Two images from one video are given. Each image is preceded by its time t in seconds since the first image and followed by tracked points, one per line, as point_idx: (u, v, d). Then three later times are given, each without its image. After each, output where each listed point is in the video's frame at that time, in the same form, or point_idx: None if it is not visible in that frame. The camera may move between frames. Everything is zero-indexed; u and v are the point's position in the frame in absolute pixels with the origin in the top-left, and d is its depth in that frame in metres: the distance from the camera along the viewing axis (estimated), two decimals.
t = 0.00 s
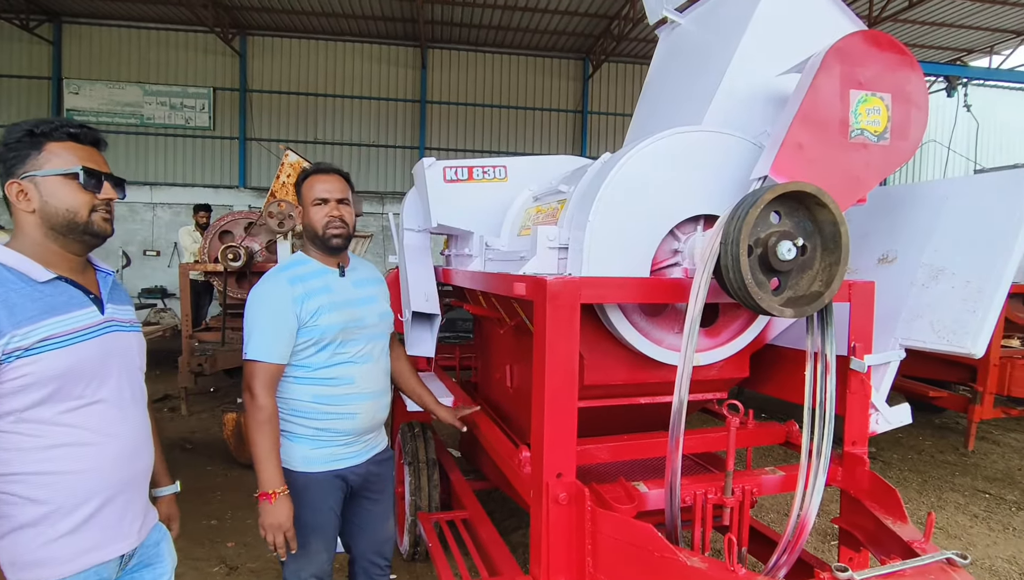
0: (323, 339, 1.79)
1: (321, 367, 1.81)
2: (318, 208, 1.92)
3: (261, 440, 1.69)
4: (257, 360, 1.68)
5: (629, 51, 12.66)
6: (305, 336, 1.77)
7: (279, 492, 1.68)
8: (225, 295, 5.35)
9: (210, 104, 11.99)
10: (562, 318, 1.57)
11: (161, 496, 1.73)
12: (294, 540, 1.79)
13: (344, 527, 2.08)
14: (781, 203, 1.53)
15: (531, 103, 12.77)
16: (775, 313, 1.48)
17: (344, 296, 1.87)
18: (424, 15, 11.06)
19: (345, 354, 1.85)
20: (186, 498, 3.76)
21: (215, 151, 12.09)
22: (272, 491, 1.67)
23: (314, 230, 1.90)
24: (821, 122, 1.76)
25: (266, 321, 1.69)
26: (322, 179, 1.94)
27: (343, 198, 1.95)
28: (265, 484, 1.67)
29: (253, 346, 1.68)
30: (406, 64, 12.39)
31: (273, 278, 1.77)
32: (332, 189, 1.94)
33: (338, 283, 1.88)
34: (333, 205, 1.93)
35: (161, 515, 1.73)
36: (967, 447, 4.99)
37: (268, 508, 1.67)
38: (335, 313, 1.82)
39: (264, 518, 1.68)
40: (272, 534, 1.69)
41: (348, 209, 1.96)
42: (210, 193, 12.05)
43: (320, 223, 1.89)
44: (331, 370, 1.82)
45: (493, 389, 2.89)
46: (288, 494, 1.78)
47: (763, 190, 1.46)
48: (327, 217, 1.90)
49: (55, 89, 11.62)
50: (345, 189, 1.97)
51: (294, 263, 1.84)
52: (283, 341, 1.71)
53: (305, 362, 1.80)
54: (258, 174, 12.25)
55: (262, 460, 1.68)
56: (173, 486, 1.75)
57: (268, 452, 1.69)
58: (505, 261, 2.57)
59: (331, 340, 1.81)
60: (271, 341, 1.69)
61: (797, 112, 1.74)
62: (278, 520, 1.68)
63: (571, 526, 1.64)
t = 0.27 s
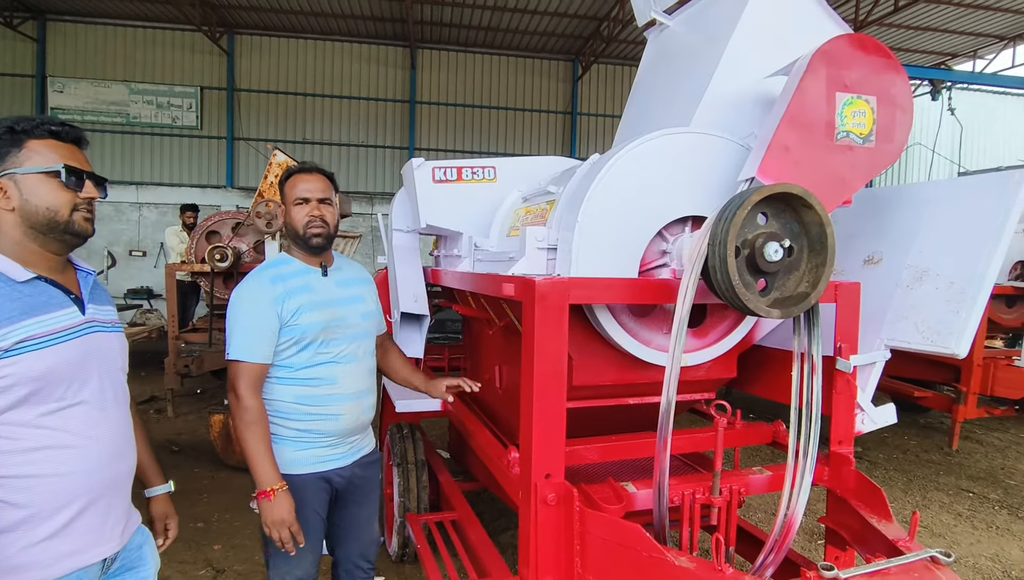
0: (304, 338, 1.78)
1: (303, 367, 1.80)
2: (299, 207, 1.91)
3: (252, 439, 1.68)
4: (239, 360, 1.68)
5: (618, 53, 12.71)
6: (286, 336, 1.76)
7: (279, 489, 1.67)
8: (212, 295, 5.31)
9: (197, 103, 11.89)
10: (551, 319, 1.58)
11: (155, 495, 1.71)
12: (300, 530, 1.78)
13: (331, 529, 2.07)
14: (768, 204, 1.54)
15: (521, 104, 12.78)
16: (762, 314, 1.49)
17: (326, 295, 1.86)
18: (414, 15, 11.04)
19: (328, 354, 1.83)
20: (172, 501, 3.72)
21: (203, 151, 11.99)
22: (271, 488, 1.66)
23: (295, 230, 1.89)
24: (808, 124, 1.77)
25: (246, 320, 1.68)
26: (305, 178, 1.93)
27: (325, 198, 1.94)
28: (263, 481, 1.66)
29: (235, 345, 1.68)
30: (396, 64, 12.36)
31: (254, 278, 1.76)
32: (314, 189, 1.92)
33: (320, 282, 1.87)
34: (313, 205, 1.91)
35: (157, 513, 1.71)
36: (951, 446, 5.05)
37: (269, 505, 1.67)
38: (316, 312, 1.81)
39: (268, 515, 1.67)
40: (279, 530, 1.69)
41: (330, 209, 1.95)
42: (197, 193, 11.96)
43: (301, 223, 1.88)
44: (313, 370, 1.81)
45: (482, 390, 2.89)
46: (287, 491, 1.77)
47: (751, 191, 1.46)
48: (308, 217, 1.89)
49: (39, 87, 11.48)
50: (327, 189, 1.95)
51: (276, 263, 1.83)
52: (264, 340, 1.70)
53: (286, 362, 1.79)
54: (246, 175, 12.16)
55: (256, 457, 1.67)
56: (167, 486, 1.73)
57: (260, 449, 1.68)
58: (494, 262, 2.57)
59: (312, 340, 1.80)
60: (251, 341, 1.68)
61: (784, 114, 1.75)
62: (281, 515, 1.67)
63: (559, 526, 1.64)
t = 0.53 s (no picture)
0: (287, 337, 1.78)
1: (287, 366, 1.80)
2: (288, 207, 1.90)
3: (238, 437, 1.67)
4: (223, 359, 1.68)
5: (610, 53, 12.73)
6: (270, 335, 1.76)
7: (263, 487, 1.67)
8: (202, 295, 5.28)
9: (187, 102, 11.82)
10: (541, 319, 1.58)
11: (144, 496, 1.70)
12: (288, 528, 1.78)
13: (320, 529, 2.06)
14: (757, 204, 1.55)
15: (513, 104, 12.78)
16: (751, 313, 1.49)
17: (312, 294, 1.85)
18: (406, 15, 11.02)
19: (313, 353, 1.83)
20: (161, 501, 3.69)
21: (193, 150, 11.92)
22: (256, 486, 1.66)
23: (283, 230, 1.88)
24: (796, 125, 1.78)
25: (229, 318, 1.68)
26: (295, 177, 1.93)
27: (314, 198, 1.93)
28: (248, 479, 1.66)
29: (217, 344, 1.68)
30: (388, 64, 12.33)
31: (238, 276, 1.76)
32: (303, 189, 1.92)
33: (307, 281, 1.87)
34: (303, 205, 1.90)
35: (145, 513, 1.69)
36: (938, 445, 5.10)
37: (255, 504, 1.66)
38: (301, 311, 1.81)
39: (253, 513, 1.67)
40: (264, 528, 1.68)
41: (319, 210, 1.94)
42: (188, 192, 11.88)
43: (289, 223, 1.88)
44: (297, 370, 1.81)
45: (473, 389, 2.89)
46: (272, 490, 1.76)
47: (739, 191, 1.47)
48: (296, 217, 1.88)
49: (27, 85, 11.37)
50: (317, 189, 1.95)
51: (262, 261, 1.83)
52: (247, 338, 1.70)
53: (271, 361, 1.78)
54: (237, 174, 12.10)
55: (241, 456, 1.67)
56: (156, 486, 1.72)
57: (245, 447, 1.68)
58: (485, 262, 2.57)
59: (296, 339, 1.79)
60: (234, 339, 1.68)
61: (773, 115, 1.76)
62: (265, 514, 1.67)
63: (549, 526, 1.64)
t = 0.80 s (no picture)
0: (276, 336, 1.78)
1: (276, 366, 1.80)
2: (274, 203, 1.90)
3: (218, 439, 1.69)
4: (210, 359, 1.68)
5: (606, 53, 12.74)
6: (258, 335, 1.76)
7: (235, 493, 1.68)
8: (197, 294, 5.26)
9: (182, 100, 11.77)
10: (535, 318, 1.58)
11: (131, 497, 1.70)
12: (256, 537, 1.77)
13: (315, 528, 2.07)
14: (751, 204, 1.55)
15: (509, 103, 12.78)
16: (744, 313, 1.50)
17: (301, 293, 1.85)
18: (402, 14, 11.00)
19: (302, 353, 1.82)
20: (155, 501, 3.68)
21: (188, 148, 11.88)
22: (228, 492, 1.67)
23: (271, 226, 1.88)
24: (790, 126, 1.79)
25: (216, 319, 1.69)
26: (280, 173, 1.93)
27: (301, 193, 1.93)
28: (220, 484, 1.67)
29: (206, 344, 1.69)
30: (384, 63, 12.31)
31: (227, 277, 1.77)
32: (289, 183, 1.92)
33: (296, 280, 1.86)
34: (288, 201, 1.90)
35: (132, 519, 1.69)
36: (931, 445, 5.12)
37: (224, 509, 1.67)
38: (290, 311, 1.80)
39: (222, 519, 1.67)
40: (230, 536, 1.68)
41: (306, 205, 1.94)
42: (182, 191, 11.85)
43: (277, 219, 1.87)
44: (287, 369, 1.81)
45: (468, 389, 2.89)
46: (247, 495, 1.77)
47: (732, 192, 1.48)
48: (283, 212, 1.89)
49: (20, 82, 11.30)
50: (303, 184, 1.95)
51: (250, 261, 1.83)
52: (234, 338, 1.70)
53: (260, 361, 1.79)
54: (231, 172, 12.07)
55: (219, 459, 1.68)
56: (144, 488, 1.72)
57: (224, 452, 1.69)
58: (480, 261, 2.57)
59: (285, 339, 1.79)
60: (221, 339, 1.69)
61: (766, 115, 1.77)
62: (233, 521, 1.67)
63: (543, 524, 1.64)
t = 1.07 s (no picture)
0: (271, 336, 1.78)
1: (273, 366, 1.80)
2: (270, 202, 1.90)
3: (213, 439, 1.69)
4: (206, 359, 1.69)
5: (604, 53, 12.76)
6: (254, 334, 1.77)
7: (231, 492, 1.69)
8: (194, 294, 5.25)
9: (179, 99, 11.75)
10: (532, 317, 1.59)
11: (128, 497, 1.69)
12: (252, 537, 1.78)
13: (313, 527, 2.07)
14: (746, 204, 1.56)
15: (507, 103, 12.78)
16: (739, 313, 1.51)
17: (297, 292, 1.85)
18: (399, 13, 11.00)
19: (298, 352, 1.82)
20: (152, 500, 3.68)
21: (185, 148, 11.87)
22: (224, 491, 1.68)
23: (267, 225, 1.88)
24: (786, 126, 1.80)
25: (211, 319, 1.69)
26: (275, 173, 1.93)
27: (296, 192, 1.93)
28: (217, 483, 1.68)
29: (201, 345, 1.69)
30: (381, 62, 12.30)
31: (222, 277, 1.77)
32: (284, 183, 1.92)
33: (292, 280, 1.87)
34: (283, 200, 1.90)
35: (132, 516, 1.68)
36: (927, 444, 5.14)
37: (222, 508, 1.68)
38: (286, 310, 1.81)
39: (219, 518, 1.68)
40: (228, 535, 1.69)
41: (301, 204, 1.94)
42: (179, 190, 11.83)
43: (272, 218, 1.88)
44: (283, 369, 1.81)
45: (465, 389, 2.90)
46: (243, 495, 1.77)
47: (727, 193, 1.49)
48: (278, 211, 1.89)
49: (16, 81, 11.27)
50: (299, 183, 1.95)
51: (246, 260, 1.84)
52: (229, 338, 1.71)
53: (256, 361, 1.79)
54: (229, 172, 12.06)
55: (214, 459, 1.69)
56: (141, 487, 1.72)
57: (219, 451, 1.70)
58: (476, 261, 2.58)
59: (281, 338, 1.79)
60: (216, 339, 1.69)
61: (762, 117, 1.78)
62: (231, 520, 1.68)
63: (540, 523, 1.65)
